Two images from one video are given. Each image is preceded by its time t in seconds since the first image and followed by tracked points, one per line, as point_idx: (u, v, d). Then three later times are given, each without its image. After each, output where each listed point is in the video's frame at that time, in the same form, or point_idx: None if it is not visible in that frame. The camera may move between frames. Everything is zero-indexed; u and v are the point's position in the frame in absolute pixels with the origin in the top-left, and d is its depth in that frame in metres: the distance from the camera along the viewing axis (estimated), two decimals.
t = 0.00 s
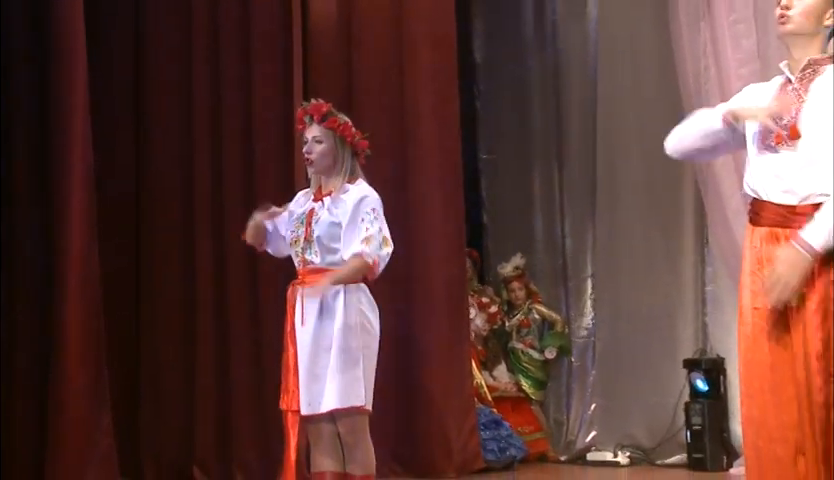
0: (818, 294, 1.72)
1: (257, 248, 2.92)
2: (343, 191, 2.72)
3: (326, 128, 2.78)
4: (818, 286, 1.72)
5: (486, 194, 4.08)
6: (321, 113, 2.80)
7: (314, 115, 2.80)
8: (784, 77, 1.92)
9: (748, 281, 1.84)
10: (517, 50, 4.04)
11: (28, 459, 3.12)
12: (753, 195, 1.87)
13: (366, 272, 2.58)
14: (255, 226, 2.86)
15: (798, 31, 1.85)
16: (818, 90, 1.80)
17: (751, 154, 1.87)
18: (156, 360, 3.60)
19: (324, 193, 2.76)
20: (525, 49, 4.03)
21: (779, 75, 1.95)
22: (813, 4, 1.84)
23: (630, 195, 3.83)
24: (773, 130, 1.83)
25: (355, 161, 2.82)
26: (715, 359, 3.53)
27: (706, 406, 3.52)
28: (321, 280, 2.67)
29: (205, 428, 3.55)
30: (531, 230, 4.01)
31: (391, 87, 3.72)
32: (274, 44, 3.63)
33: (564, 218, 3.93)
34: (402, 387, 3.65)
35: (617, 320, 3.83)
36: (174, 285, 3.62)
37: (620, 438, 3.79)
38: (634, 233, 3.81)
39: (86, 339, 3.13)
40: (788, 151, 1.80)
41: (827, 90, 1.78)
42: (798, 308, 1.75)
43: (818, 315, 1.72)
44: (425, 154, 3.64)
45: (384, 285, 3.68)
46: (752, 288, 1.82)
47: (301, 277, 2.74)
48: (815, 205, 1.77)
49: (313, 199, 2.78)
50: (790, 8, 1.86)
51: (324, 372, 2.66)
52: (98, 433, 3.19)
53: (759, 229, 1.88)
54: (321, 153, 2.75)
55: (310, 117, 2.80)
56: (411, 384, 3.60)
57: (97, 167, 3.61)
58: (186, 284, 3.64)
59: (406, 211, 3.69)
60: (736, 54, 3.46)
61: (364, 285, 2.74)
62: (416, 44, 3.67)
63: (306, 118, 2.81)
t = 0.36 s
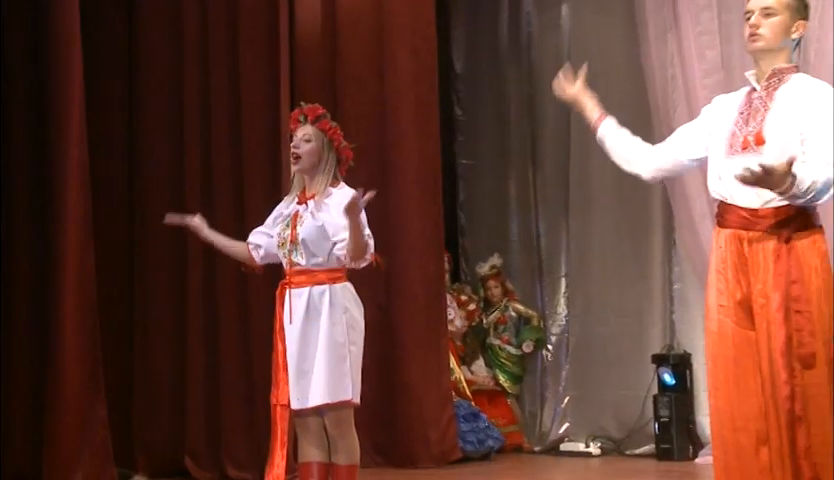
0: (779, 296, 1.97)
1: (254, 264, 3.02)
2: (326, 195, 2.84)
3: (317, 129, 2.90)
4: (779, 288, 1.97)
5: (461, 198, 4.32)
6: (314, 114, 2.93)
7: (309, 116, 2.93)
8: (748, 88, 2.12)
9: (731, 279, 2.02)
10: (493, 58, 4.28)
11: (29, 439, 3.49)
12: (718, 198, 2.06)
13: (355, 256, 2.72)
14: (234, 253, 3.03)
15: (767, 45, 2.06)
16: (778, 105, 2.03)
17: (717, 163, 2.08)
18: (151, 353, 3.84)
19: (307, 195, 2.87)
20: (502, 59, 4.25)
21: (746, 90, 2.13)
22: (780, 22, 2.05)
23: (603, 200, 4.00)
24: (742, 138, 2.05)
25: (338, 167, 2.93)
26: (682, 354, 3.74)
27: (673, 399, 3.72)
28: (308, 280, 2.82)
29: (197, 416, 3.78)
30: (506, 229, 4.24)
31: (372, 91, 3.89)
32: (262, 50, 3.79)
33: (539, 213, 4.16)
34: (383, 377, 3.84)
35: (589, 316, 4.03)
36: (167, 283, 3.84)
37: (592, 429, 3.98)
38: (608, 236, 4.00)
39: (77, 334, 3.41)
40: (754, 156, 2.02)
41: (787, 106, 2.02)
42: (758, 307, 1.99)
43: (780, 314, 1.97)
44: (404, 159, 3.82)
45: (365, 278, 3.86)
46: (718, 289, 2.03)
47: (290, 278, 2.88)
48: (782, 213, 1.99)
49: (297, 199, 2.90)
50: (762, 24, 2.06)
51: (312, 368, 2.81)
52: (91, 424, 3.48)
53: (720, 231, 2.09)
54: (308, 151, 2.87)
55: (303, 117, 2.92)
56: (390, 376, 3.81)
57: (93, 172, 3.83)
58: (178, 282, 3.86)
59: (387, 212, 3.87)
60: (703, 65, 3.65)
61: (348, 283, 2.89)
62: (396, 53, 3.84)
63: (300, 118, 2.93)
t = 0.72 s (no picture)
0: (745, 295, 2.14)
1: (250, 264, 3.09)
2: (320, 198, 3.06)
3: (311, 138, 3.09)
4: (745, 288, 2.15)
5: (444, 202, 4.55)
6: (307, 123, 3.11)
7: (301, 125, 3.10)
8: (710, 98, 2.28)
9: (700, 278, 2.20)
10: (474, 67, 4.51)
11: (30, 425, 3.76)
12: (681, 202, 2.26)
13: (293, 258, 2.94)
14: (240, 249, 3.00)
15: (727, 59, 2.20)
16: (737, 116, 2.20)
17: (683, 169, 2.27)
18: (147, 348, 4.05)
19: (302, 199, 3.08)
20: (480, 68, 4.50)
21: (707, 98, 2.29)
22: (738, 37, 2.19)
23: (576, 206, 4.25)
24: (706, 148, 2.23)
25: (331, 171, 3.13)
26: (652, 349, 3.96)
27: (644, 392, 3.94)
28: (301, 278, 3.01)
29: (191, 408, 3.99)
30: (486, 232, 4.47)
31: (359, 99, 4.09)
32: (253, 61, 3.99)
33: (518, 214, 4.40)
34: (369, 371, 4.05)
35: (564, 314, 4.27)
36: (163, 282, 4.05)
37: (566, 420, 4.23)
38: (581, 238, 4.23)
39: (77, 330, 3.64)
40: (715, 165, 2.21)
41: (744, 118, 2.18)
42: (725, 305, 2.17)
43: (746, 312, 2.14)
44: (388, 164, 4.03)
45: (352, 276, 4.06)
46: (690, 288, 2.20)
47: (281, 276, 3.06)
48: (747, 218, 2.18)
49: (292, 202, 3.10)
50: (720, 39, 2.20)
51: (303, 363, 2.99)
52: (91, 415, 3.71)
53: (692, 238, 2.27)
54: (303, 161, 3.07)
55: (296, 126, 3.10)
56: (375, 370, 4.02)
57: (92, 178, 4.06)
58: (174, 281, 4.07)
59: (372, 214, 4.08)
60: (671, 76, 3.85)
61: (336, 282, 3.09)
62: (380, 63, 4.05)
63: (292, 126, 3.12)
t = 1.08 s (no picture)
0: (713, 292, 2.38)
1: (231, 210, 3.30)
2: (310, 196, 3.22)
3: (302, 142, 3.26)
4: (713, 285, 2.38)
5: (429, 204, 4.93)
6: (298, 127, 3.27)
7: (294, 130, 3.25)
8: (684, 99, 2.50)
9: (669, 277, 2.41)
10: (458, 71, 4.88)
11: (32, 415, 3.96)
12: (654, 198, 2.48)
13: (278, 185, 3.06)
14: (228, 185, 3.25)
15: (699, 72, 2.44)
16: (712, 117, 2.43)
17: (659, 167, 2.48)
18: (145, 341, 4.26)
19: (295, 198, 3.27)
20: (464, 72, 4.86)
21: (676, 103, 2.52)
22: (709, 54, 2.41)
23: (556, 207, 4.55)
24: (680, 148, 2.44)
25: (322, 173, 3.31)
26: (626, 345, 4.18)
27: (618, 386, 4.16)
28: (294, 277, 3.17)
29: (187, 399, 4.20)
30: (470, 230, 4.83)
31: (347, 105, 4.30)
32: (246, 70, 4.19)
33: (502, 212, 4.71)
34: (356, 365, 4.26)
35: (542, 309, 4.55)
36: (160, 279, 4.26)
37: (543, 413, 4.50)
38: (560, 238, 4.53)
39: (78, 325, 3.85)
40: (690, 163, 2.42)
41: (725, 119, 2.40)
42: (694, 301, 2.40)
43: (713, 308, 2.38)
44: (375, 168, 4.24)
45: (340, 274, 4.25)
46: (657, 285, 2.41)
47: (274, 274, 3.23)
48: (713, 218, 2.40)
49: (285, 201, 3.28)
50: (693, 55, 2.43)
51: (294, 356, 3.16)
52: (92, 406, 3.93)
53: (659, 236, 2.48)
54: (295, 164, 3.25)
55: (288, 130, 3.26)
56: (362, 363, 4.23)
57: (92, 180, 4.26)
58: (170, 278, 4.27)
59: (360, 216, 4.28)
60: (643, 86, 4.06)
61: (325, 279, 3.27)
62: (369, 73, 4.26)
63: (285, 130, 3.27)
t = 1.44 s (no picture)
0: (684, 291, 2.28)
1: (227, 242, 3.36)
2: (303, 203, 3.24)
3: (291, 151, 3.28)
4: (684, 284, 2.28)
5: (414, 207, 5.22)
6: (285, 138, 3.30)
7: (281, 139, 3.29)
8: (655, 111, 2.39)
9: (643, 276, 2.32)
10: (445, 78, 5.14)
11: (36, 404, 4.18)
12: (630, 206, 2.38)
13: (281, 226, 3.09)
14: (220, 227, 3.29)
15: (666, 83, 2.34)
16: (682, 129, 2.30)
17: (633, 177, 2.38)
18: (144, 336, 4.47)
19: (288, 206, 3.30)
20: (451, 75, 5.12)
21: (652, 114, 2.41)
22: (676, 64, 2.31)
23: (537, 209, 4.77)
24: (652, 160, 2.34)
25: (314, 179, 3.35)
26: (602, 341, 4.38)
27: (595, 380, 4.37)
28: (284, 275, 3.22)
29: (184, 393, 4.41)
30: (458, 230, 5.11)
31: (337, 112, 4.50)
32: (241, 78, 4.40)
33: (486, 209, 4.99)
34: (345, 360, 4.47)
35: (523, 304, 4.78)
36: (159, 279, 4.47)
37: (524, 406, 4.72)
38: (541, 238, 4.75)
39: (80, 321, 4.06)
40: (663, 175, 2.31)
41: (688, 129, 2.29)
42: (666, 300, 2.30)
43: (684, 305, 2.27)
44: (363, 172, 4.44)
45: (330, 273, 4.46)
46: (631, 284, 2.32)
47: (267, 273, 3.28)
48: (685, 219, 2.31)
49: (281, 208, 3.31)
50: (660, 68, 2.32)
51: (286, 352, 3.21)
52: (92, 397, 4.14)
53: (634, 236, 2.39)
54: (286, 173, 3.27)
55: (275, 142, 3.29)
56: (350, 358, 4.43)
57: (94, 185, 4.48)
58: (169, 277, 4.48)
59: (349, 218, 4.49)
60: (618, 94, 4.29)
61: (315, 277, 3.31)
62: (357, 81, 4.46)
63: (273, 140, 3.30)
